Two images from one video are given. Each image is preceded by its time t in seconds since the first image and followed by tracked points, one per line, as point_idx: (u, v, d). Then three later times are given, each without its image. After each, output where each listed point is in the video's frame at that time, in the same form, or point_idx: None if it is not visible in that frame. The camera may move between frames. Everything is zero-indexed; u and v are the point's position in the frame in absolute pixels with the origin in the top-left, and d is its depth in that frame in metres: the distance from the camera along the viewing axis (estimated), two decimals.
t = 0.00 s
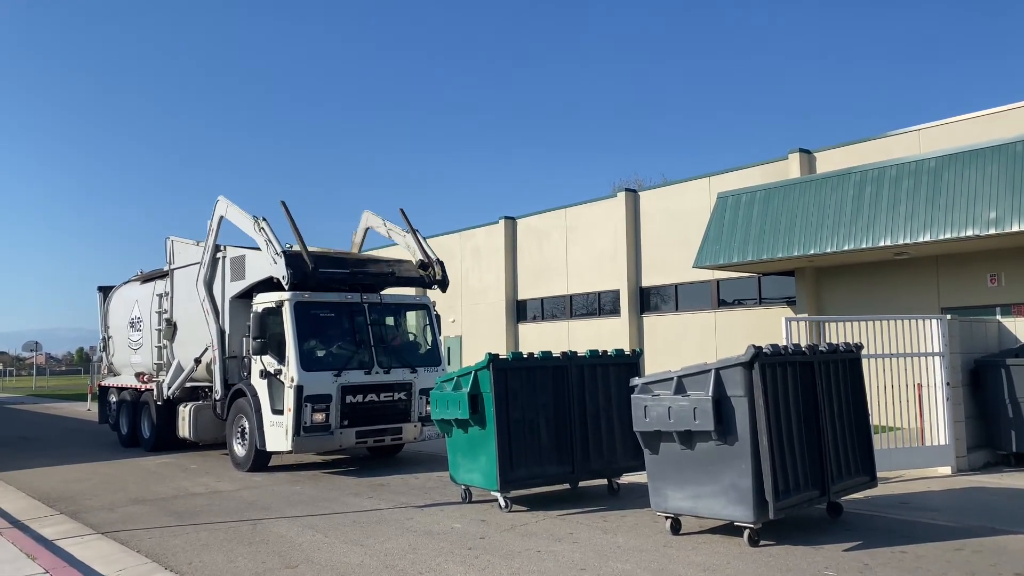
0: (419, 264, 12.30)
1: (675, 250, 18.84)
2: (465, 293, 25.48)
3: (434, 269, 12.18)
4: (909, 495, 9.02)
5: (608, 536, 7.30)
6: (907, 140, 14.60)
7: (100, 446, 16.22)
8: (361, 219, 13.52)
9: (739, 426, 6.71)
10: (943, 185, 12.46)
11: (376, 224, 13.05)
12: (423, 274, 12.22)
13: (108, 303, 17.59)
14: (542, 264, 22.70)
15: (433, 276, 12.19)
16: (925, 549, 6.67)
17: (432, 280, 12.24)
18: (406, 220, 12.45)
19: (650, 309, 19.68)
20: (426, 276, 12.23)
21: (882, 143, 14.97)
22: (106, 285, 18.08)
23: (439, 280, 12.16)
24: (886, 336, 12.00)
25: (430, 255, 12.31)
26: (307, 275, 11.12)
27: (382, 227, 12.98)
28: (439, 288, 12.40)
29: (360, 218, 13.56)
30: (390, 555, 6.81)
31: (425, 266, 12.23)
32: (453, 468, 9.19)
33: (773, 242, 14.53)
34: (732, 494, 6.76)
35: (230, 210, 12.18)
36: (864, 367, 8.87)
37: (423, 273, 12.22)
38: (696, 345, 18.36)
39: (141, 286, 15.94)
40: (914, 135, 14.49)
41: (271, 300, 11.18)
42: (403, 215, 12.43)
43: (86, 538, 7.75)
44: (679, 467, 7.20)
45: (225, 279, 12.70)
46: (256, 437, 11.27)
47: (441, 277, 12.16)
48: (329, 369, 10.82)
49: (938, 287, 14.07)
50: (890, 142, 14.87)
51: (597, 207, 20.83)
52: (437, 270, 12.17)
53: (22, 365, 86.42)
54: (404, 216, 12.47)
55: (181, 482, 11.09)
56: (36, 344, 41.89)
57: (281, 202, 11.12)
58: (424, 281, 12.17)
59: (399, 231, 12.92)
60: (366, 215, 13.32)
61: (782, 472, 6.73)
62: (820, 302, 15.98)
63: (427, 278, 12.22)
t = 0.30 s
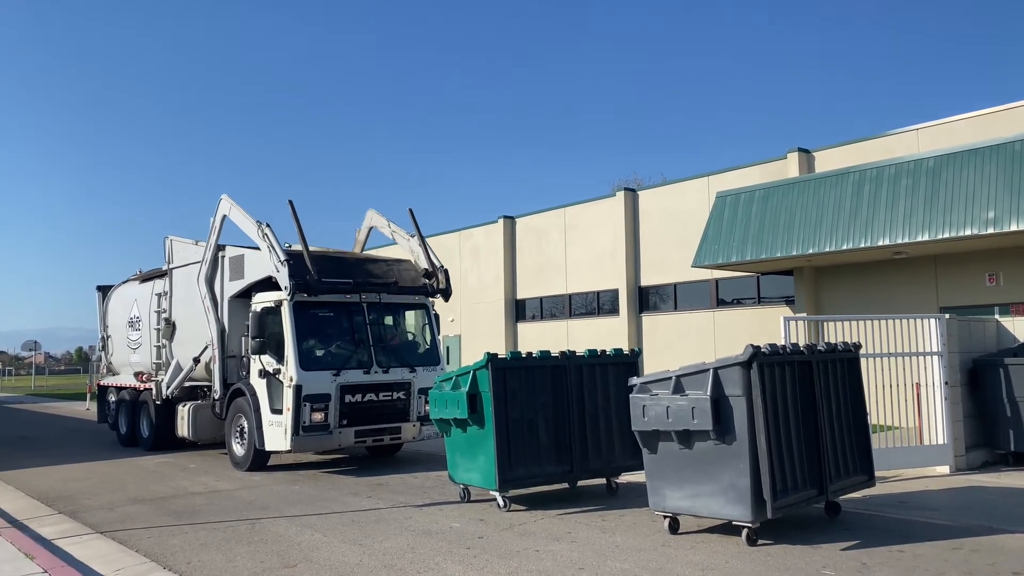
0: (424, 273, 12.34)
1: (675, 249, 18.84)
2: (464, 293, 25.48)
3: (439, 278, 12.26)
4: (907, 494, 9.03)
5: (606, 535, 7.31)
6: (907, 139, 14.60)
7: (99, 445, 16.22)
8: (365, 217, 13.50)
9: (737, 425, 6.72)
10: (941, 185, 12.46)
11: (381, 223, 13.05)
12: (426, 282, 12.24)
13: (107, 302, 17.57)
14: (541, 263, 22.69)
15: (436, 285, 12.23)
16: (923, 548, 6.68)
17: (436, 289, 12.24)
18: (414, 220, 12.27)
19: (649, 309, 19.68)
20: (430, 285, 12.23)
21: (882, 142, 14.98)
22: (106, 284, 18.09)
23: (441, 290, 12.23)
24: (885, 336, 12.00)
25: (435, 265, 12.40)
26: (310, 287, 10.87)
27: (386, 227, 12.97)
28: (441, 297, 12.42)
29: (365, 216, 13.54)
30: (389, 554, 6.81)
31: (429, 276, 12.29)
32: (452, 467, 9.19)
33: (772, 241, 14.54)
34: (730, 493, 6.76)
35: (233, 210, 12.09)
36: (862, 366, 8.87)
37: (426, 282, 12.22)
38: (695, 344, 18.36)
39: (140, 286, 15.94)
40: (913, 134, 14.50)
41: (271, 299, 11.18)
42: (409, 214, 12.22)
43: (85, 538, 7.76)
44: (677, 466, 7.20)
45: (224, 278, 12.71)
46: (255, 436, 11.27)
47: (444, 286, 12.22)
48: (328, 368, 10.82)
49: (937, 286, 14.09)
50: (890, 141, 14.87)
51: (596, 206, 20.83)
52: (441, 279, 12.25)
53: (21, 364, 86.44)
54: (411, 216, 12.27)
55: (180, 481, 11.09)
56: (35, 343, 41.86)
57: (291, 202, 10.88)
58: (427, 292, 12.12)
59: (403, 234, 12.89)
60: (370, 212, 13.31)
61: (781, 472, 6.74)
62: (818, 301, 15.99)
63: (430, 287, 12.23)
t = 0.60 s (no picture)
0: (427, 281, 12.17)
1: (674, 249, 18.84)
2: (463, 292, 25.46)
3: (442, 287, 12.06)
4: (905, 494, 9.04)
5: (605, 535, 7.31)
6: (905, 139, 14.61)
7: (98, 444, 16.22)
8: (369, 215, 13.47)
9: (736, 425, 6.72)
10: (940, 184, 12.47)
11: (385, 224, 13.02)
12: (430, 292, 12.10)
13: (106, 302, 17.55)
14: (541, 263, 22.68)
15: (439, 295, 12.07)
16: (922, 548, 6.69)
17: (438, 299, 12.11)
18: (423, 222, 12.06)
19: (648, 308, 19.69)
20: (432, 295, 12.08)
21: (880, 142, 14.99)
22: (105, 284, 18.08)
23: (443, 299, 12.07)
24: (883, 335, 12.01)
25: (439, 273, 12.14)
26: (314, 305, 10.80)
27: (390, 229, 12.94)
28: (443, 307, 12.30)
29: (369, 214, 13.51)
30: (387, 554, 6.82)
31: (433, 285, 12.12)
32: (451, 466, 9.20)
33: (771, 241, 14.54)
34: (728, 493, 6.77)
35: (235, 210, 12.03)
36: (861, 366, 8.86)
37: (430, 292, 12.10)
38: (694, 343, 18.37)
39: (139, 285, 15.92)
40: (912, 134, 14.51)
41: (270, 299, 11.19)
42: (420, 216, 12.05)
43: (84, 538, 7.76)
44: (676, 466, 7.21)
45: (223, 277, 12.69)
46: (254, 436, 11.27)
47: (446, 295, 12.07)
48: (327, 367, 10.83)
49: (936, 286, 14.10)
50: (888, 141, 14.88)
51: (596, 206, 20.81)
52: (444, 288, 12.05)
53: (20, 364, 86.34)
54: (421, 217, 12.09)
55: (179, 481, 11.09)
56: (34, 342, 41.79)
57: (299, 201, 10.74)
58: (429, 301, 11.97)
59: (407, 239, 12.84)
60: (374, 212, 13.30)
61: (779, 471, 6.75)
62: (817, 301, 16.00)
63: (433, 296, 12.09)
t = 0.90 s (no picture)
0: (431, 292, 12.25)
1: (672, 249, 18.84)
2: (462, 291, 25.45)
3: (444, 298, 12.18)
4: (903, 493, 9.05)
5: (604, 534, 7.31)
6: (904, 139, 14.62)
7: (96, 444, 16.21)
8: (374, 214, 13.47)
9: (734, 424, 6.73)
10: (938, 184, 12.49)
11: (389, 224, 13.03)
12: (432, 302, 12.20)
13: (104, 301, 17.53)
14: (540, 262, 22.67)
15: (441, 305, 12.17)
16: (920, 547, 6.70)
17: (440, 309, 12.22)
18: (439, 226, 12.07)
19: (646, 308, 19.69)
20: (435, 305, 12.19)
21: (878, 142, 15.01)
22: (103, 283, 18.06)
23: (446, 309, 12.19)
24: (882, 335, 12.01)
25: (442, 284, 12.25)
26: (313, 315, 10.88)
27: (395, 231, 12.93)
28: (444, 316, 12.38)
29: (373, 213, 13.50)
30: (385, 553, 6.81)
31: (436, 295, 12.23)
32: (449, 466, 9.19)
33: (770, 241, 14.54)
34: (727, 492, 6.77)
35: (238, 213, 11.98)
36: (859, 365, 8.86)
37: (432, 302, 12.21)
38: (692, 343, 18.37)
39: (137, 284, 15.90)
40: (910, 134, 14.52)
41: (269, 299, 11.22)
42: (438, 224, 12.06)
43: (82, 537, 7.75)
44: (674, 466, 7.21)
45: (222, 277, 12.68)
46: (253, 436, 11.26)
47: (449, 306, 12.18)
48: (325, 367, 10.82)
49: (934, 286, 14.11)
50: (886, 141, 14.89)
51: (595, 205, 20.80)
52: (446, 300, 12.18)
53: (18, 363, 86.21)
54: (437, 221, 12.15)
55: (177, 481, 11.08)
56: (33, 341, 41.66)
57: (309, 205, 10.54)
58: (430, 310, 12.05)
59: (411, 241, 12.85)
60: (379, 213, 13.31)
61: (777, 470, 6.75)
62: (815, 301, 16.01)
63: (435, 307, 12.20)
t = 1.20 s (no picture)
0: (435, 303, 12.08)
1: (671, 248, 18.84)
2: (460, 291, 25.44)
3: (449, 309, 11.97)
4: (901, 493, 9.06)
5: (602, 534, 7.31)
6: (902, 139, 14.63)
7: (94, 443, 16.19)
8: (378, 214, 13.45)
9: (732, 423, 6.73)
10: (936, 184, 12.50)
11: (392, 226, 13.02)
12: (436, 313, 12.02)
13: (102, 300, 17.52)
14: (538, 262, 22.67)
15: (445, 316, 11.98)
16: (918, 547, 6.70)
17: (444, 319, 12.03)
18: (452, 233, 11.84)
19: (644, 308, 19.71)
20: (439, 315, 12.01)
21: (876, 143, 15.02)
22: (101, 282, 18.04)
23: (447, 321, 11.99)
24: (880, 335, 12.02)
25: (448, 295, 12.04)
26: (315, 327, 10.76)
27: (399, 235, 12.89)
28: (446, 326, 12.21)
29: (378, 213, 13.48)
30: (384, 553, 6.80)
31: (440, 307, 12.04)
32: (447, 466, 9.19)
33: (768, 240, 14.55)
34: (725, 492, 6.77)
35: (241, 216, 11.99)
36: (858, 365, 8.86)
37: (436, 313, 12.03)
38: (691, 343, 18.38)
39: (135, 284, 15.88)
40: (908, 135, 14.53)
41: (266, 299, 11.26)
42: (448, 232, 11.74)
43: (80, 537, 7.73)
44: (672, 465, 7.21)
45: (220, 277, 12.66)
46: (251, 435, 11.24)
47: (452, 317, 11.97)
48: (324, 367, 10.81)
49: (932, 286, 14.12)
50: (885, 141, 14.91)
51: (593, 205, 20.81)
52: (451, 311, 11.98)
53: (15, 363, 86.00)
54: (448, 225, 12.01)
55: (175, 480, 11.06)
56: (31, 341, 41.52)
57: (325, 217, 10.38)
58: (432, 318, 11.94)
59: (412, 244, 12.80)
60: (384, 214, 13.27)
61: (775, 470, 6.76)
62: (813, 301, 16.02)
63: (439, 317, 12.01)
